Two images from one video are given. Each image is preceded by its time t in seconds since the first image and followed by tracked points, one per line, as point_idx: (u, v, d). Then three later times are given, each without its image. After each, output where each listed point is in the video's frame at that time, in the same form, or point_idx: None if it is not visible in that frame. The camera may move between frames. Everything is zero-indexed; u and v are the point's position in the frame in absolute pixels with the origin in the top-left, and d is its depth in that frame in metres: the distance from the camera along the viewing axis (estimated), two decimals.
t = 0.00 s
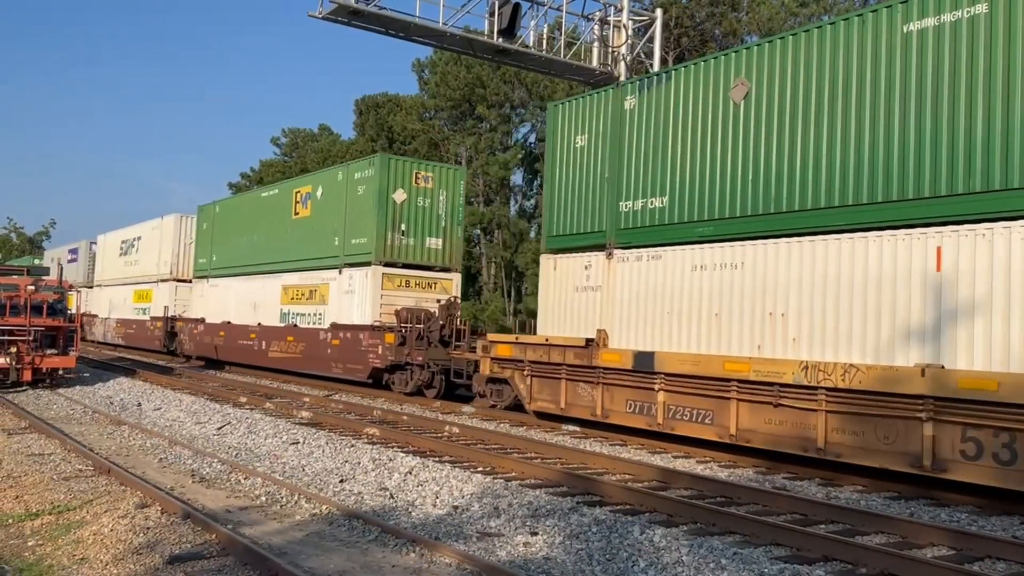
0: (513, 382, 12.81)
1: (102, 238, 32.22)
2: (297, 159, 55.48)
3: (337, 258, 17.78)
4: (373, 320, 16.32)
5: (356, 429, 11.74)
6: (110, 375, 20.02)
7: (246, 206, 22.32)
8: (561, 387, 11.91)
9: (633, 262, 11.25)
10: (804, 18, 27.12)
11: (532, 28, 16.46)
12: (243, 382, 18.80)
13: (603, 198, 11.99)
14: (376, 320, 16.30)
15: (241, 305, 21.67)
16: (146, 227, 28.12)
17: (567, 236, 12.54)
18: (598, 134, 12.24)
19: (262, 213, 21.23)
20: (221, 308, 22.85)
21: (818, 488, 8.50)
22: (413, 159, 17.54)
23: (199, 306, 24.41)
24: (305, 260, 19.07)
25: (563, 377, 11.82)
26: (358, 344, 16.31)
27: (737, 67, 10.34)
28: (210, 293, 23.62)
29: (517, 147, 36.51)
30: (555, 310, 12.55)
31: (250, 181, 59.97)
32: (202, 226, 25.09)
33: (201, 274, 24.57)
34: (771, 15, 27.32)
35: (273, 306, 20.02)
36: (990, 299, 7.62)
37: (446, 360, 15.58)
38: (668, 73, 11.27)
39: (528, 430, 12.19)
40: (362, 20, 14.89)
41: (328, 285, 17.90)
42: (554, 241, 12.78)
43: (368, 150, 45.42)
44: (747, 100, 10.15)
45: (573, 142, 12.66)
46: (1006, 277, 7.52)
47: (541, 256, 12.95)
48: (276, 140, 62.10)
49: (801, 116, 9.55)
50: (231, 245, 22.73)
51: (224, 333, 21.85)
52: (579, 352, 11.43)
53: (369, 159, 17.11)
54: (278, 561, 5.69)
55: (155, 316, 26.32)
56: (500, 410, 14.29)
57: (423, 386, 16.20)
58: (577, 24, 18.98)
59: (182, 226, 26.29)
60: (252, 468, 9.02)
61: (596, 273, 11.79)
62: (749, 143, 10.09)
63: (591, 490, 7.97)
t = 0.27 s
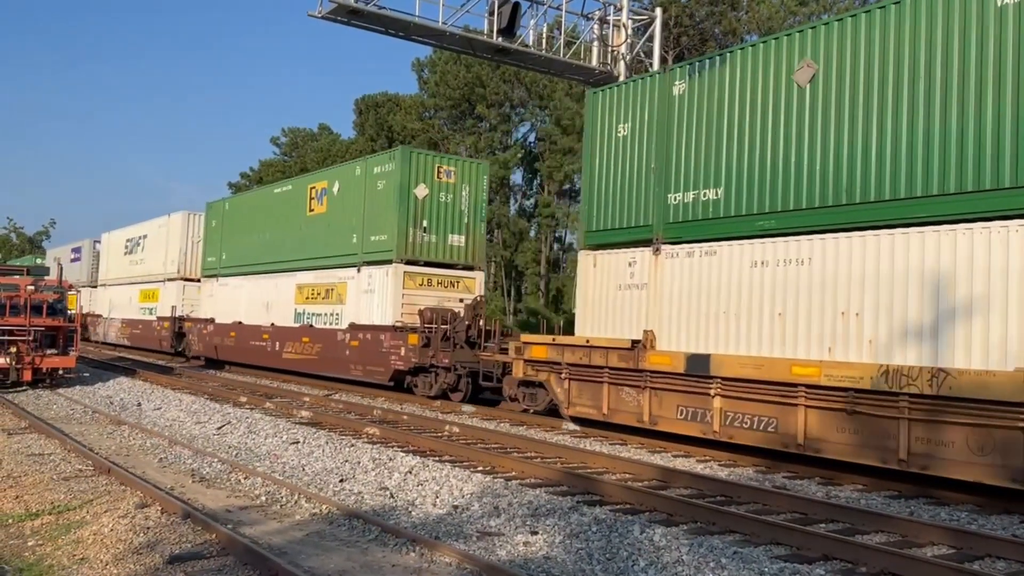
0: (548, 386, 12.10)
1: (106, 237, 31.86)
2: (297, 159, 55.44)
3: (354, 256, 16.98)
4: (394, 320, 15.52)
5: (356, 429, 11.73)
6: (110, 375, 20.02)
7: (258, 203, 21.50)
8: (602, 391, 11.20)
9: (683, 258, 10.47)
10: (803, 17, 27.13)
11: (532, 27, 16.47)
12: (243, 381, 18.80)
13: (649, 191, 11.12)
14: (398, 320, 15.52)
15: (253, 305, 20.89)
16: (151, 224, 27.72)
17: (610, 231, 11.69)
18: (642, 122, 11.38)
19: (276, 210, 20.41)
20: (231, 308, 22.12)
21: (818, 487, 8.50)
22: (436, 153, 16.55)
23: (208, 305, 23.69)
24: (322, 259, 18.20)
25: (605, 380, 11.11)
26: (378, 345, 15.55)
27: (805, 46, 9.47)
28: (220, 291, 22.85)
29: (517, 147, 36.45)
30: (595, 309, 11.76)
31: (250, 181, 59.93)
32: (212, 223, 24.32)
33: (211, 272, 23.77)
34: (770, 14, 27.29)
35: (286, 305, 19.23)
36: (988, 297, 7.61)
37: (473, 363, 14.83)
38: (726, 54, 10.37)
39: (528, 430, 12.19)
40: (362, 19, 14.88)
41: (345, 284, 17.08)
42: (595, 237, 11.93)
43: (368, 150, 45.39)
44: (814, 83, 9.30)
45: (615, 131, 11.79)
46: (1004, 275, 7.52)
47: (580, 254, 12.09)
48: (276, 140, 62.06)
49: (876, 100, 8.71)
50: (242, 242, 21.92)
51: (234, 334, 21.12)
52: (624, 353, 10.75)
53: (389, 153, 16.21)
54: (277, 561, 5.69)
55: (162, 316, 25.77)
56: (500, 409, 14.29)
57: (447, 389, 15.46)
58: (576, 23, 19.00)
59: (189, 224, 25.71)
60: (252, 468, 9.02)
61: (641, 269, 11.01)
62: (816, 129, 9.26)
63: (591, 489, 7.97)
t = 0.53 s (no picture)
0: (590, 390, 11.44)
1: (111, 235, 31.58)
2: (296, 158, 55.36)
3: (374, 253, 16.71)
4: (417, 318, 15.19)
5: (355, 428, 11.74)
6: (110, 375, 20.02)
7: (273, 198, 21.15)
8: (650, 397, 10.44)
9: (742, 253, 9.91)
10: (803, 16, 27.13)
11: (531, 26, 16.48)
12: (242, 381, 18.80)
13: (701, 181, 10.63)
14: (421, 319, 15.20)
15: (267, 304, 20.49)
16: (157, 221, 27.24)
17: (657, 225, 11.17)
18: (693, 107, 10.87)
19: (291, 206, 20.09)
20: (245, 307, 21.65)
21: (817, 485, 8.50)
22: (460, 146, 16.40)
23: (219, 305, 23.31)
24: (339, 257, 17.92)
25: (653, 386, 10.36)
26: (401, 345, 15.19)
27: (880, 23, 8.83)
28: (233, 291, 22.42)
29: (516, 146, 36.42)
30: (639, 308, 11.19)
31: (249, 181, 59.91)
32: (219, 220, 24.06)
33: (222, 270, 23.45)
34: (769, 13, 27.26)
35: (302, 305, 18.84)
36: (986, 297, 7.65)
37: (503, 364, 14.32)
38: (788, 35, 9.80)
39: (528, 429, 12.20)
40: (361, 18, 14.88)
41: (364, 282, 16.80)
42: (640, 231, 11.44)
43: (367, 149, 45.39)
44: (892, 63, 8.69)
45: (662, 117, 11.30)
46: (1003, 275, 7.53)
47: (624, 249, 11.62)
48: (276, 140, 62.07)
49: (916, 82, 8.46)
50: (256, 240, 21.52)
51: (247, 334, 20.68)
52: (675, 356, 10.02)
53: (412, 146, 16.00)
54: (277, 560, 5.68)
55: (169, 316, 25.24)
56: (500, 408, 14.29)
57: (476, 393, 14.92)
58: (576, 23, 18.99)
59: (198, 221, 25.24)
60: (252, 467, 9.02)
61: (693, 266, 10.46)
62: (890, 114, 8.66)
63: (591, 488, 7.98)
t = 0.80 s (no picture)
0: (636, 395, 10.71)
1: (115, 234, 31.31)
2: (296, 158, 55.26)
3: (396, 249, 16.16)
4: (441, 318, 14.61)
5: (355, 427, 11.74)
6: (110, 374, 20.02)
7: (290, 194, 20.61)
8: (706, 402, 9.75)
9: (809, 247, 9.26)
10: (803, 14, 27.08)
11: (531, 25, 16.44)
12: (242, 380, 18.81)
13: (762, 171, 10.01)
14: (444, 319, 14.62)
15: (282, 303, 19.93)
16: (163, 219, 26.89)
17: (712, 219, 10.54)
18: (753, 92, 10.22)
19: (308, 201, 19.56)
20: (258, 307, 21.10)
21: (817, 484, 8.49)
22: (486, 138, 15.74)
23: (231, 304, 22.72)
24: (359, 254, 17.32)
25: (709, 390, 9.67)
26: (427, 346, 14.59)
27: None
28: (246, 290, 21.90)
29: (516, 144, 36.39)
30: (692, 306, 10.61)
31: (249, 180, 59.89)
32: (231, 218, 23.67)
33: (235, 268, 22.89)
34: (769, 11, 27.25)
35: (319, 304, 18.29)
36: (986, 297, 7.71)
37: (535, 366, 13.71)
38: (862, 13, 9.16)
39: (528, 428, 12.20)
40: (361, 17, 14.86)
41: (384, 280, 16.26)
42: (693, 224, 10.82)
43: (367, 148, 45.39)
44: (987, 38, 8.00)
45: (718, 102, 10.66)
46: (1001, 274, 7.62)
47: (674, 243, 11.00)
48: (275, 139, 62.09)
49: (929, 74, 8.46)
50: (272, 237, 21.00)
51: (258, 333, 20.25)
52: (735, 359, 9.29)
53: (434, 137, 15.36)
54: (277, 558, 5.68)
55: (177, 315, 24.85)
56: (500, 407, 14.28)
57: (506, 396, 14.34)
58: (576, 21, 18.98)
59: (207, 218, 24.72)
60: (252, 466, 9.02)
61: (754, 261, 9.83)
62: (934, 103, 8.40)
63: (590, 486, 7.98)
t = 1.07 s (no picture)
0: (690, 401, 9.90)
1: (119, 231, 30.87)
2: (295, 157, 55.23)
3: (420, 246, 15.73)
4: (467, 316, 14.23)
5: (355, 426, 11.74)
6: (109, 373, 20.02)
7: (307, 189, 19.96)
8: (771, 409, 8.97)
9: (890, 241, 8.45)
10: (802, 13, 27.10)
11: (531, 24, 16.47)
12: (242, 379, 18.81)
13: (836, 158, 9.09)
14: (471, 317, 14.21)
15: (297, 302, 19.50)
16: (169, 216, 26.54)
17: (772, 212, 9.69)
18: (823, 73, 9.31)
19: (325, 197, 19.06)
20: (272, 307, 20.58)
21: (818, 483, 8.48)
22: (515, 129, 15.33)
23: (243, 303, 22.22)
24: (380, 251, 16.80)
25: (774, 396, 8.90)
26: (454, 347, 14.10)
27: None
28: (260, 288, 21.42)
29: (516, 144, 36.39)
30: (754, 306, 9.74)
31: (248, 179, 59.91)
32: (241, 214, 23.29)
33: (247, 266, 22.38)
34: (769, 10, 27.22)
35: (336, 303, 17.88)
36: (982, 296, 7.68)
37: (572, 367, 12.87)
38: None
39: (528, 427, 12.19)
40: (361, 16, 14.85)
41: (406, 277, 15.94)
42: (754, 217, 9.91)
43: (366, 148, 45.42)
44: None
45: (781, 85, 9.78)
46: (997, 273, 7.58)
47: (731, 238, 10.17)
48: (275, 138, 62.12)
49: (920, 71, 8.39)
50: (287, 233, 20.46)
51: (270, 333, 19.80)
52: (805, 363, 8.51)
53: (461, 128, 14.90)
54: (277, 558, 5.68)
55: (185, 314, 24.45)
56: (500, 406, 14.27)
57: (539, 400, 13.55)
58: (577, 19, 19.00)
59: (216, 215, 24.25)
60: (251, 465, 9.02)
61: (825, 257, 8.99)
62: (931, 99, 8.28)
63: (590, 486, 7.98)
